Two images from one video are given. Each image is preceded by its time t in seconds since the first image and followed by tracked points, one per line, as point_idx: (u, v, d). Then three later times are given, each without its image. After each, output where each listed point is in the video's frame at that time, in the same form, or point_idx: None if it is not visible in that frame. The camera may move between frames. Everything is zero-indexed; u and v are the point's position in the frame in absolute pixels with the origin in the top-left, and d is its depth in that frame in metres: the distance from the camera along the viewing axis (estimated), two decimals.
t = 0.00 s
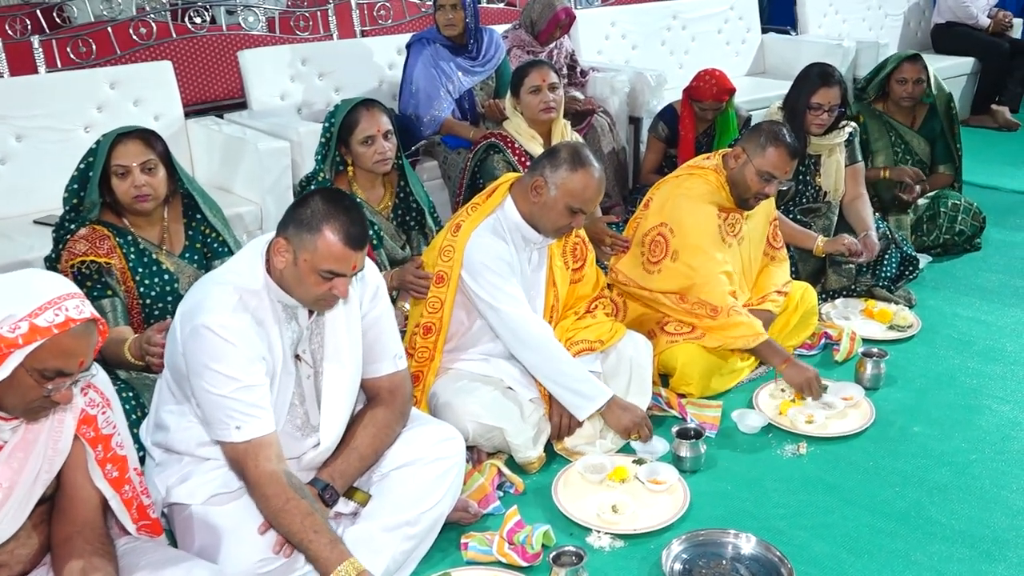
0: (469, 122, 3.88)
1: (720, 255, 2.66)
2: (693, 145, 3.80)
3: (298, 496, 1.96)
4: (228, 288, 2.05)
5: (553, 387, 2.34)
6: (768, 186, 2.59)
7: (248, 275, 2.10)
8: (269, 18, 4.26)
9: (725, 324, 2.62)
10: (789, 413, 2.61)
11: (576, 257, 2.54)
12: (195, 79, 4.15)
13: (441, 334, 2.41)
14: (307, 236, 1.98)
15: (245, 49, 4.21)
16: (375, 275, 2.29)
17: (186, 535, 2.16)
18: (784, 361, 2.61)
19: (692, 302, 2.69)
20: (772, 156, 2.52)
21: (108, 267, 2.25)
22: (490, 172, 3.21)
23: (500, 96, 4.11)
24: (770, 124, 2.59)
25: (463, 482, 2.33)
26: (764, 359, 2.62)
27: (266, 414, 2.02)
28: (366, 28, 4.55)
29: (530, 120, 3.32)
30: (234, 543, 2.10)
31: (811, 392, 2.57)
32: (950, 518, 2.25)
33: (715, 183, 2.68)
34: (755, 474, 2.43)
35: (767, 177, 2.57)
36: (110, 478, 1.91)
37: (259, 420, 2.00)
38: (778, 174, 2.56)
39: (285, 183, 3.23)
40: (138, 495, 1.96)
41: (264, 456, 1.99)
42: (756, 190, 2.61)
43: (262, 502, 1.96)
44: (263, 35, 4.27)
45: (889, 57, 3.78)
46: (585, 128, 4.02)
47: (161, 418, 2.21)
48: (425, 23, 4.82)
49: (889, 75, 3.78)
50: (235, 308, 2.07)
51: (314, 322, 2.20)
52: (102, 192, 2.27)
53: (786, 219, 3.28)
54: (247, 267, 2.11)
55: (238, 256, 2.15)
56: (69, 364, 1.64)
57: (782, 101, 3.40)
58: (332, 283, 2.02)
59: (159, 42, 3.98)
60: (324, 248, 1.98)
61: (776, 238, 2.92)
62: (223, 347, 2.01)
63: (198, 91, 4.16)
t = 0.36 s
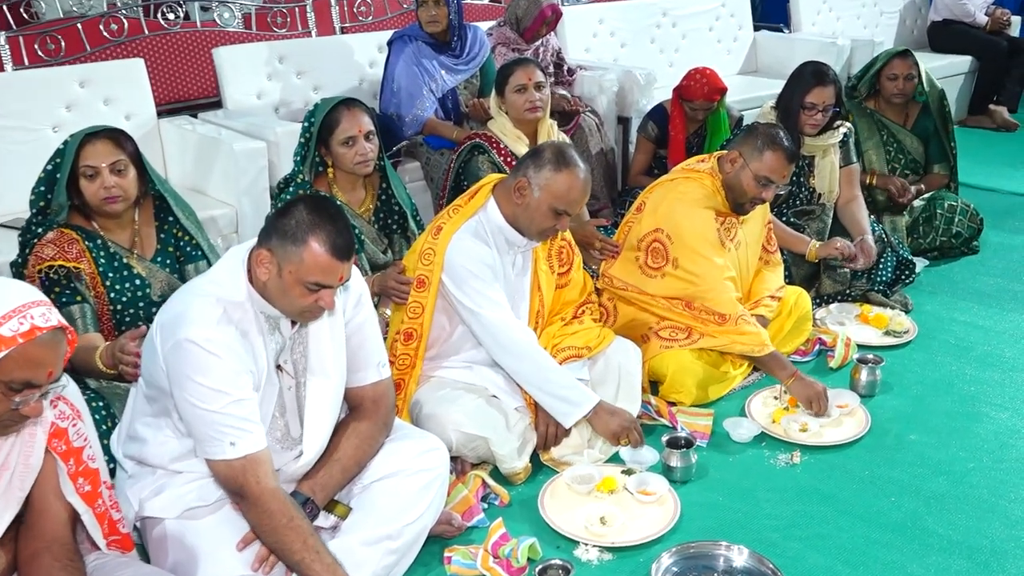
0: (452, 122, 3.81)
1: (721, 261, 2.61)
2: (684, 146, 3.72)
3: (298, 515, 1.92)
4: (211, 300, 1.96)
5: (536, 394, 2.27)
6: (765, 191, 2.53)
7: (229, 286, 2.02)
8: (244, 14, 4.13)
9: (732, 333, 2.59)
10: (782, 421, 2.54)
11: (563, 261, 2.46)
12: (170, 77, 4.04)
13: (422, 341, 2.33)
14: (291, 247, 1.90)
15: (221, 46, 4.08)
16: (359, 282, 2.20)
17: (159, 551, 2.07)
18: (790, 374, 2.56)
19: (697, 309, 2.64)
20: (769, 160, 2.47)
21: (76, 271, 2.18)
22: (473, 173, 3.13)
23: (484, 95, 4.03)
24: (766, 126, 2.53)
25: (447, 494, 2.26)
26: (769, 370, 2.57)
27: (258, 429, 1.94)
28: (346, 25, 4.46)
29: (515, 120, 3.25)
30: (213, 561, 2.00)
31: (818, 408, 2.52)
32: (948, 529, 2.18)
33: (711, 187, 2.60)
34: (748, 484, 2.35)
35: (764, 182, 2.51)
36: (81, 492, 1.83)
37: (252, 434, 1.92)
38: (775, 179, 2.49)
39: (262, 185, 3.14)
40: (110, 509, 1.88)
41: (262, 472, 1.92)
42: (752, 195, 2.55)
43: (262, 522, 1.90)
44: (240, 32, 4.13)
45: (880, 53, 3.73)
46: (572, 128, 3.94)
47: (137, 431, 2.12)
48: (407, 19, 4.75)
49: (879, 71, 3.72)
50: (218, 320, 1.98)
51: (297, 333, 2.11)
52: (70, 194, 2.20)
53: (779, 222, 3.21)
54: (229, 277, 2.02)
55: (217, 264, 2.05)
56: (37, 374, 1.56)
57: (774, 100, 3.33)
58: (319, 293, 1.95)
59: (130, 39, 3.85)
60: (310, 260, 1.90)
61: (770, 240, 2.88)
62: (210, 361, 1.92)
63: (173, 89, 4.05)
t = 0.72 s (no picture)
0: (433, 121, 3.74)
1: (697, 263, 2.53)
2: (672, 146, 3.65)
3: (256, 523, 1.86)
4: (175, 303, 1.90)
5: (521, 402, 2.20)
6: (753, 194, 2.47)
7: (196, 289, 1.95)
8: (218, 10, 4.07)
9: (693, 336, 2.47)
10: (773, 429, 2.48)
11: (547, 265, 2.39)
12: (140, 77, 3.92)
13: (402, 347, 2.27)
14: (261, 248, 1.83)
15: (195, 42, 4.00)
16: (333, 286, 2.14)
17: (127, 565, 2.01)
18: (756, 372, 2.43)
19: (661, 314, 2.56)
20: (757, 162, 2.41)
21: (43, 277, 2.15)
22: (456, 174, 3.05)
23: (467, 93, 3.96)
24: (756, 127, 2.46)
25: (427, 506, 2.18)
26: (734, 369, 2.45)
27: (220, 437, 1.88)
28: (324, 22, 4.34)
29: (498, 119, 3.18)
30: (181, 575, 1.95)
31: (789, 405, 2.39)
32: (942, 539, 2.12)
33: (696, 187, 2.54)
34: (739, 494, 2.28)
35: (752, 185, 2.45)
36: (49, 506, 1.75)
37: (212, 443, 1.86)
38: (764, 182, 2.43)
39: (236, 186, 3.05)
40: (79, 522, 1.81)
41: (220, 482, 1.86)
42: (740, 197, 2.48)
43: (220, 533, 1.85)
44: (214, 28, 4.04)
45: (876, 52, 3.67)
46: (557, 128, 3.88)
47: (102, 440, 2.06)
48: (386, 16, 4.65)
49: (875, 70, 3.67)
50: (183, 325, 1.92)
51: (268, 338, 2.05)
52: (37, 196, 2.17)
53: (767, 226, 3.14)
54: (195, 280, 1.95)
55: (185, 267, 1.99)
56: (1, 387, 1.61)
57: (764, 100, 3.26)
58: (288, 297, 1.88)
59: (99, 35, 3.75)
60: (280, 261, 1.84)
61: (758, 244, 2.80)
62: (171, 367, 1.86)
63: (143, 89, 3.92)
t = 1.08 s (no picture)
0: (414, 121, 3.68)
1: (671, 265, 2.51)
2: (661, 146, 3.59)
3: (242, 536, 1.81)
4: (150, 308, 1.81)
5: (506, 411, 2.14)
6: (737, 194, 2.41)
7: (171, 294, 1.86)
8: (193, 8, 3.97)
9: (654, 338, 2.46)
10: (765, 437, 2.42)
11: (532, 270, 2.33)
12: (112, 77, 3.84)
13: (382, 356, 2.20)
14: (237, 252, 1.74)
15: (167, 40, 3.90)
16: (312, 293, 2.06)
17: None
18: (701, 391, 2.36)
19: (627, 312, 2.54)
20: (740, 162, 2.36)
21: (11, 281, 2.11)
22: (437, 175, 2.97)
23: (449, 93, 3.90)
24: (738, 125, 2.42)
25: (409, 517, 2.12)
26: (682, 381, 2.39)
27: (200, 447, 1.80)
28: (302, 19, 4.25)
29: (481, 119, 3.12)
30: None
31: (719, 432, 2.30)
32: (940, 549, 2.06)
33: (679, 187, 2.50)
34: (730, 504, 2.22)
35: (736, 184, 2.39)
36: (8, 519, 1.69)
37: (192, 453, 1.78)
38: (747, 181, 2.38)
39: (211, 190, 2.98)
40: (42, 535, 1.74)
41: (202, 493, 1.78)
42: (723, 198, 2.44)
43: (200, 544, 1.77)
44: (189, 26, 3.97)
45: (878, 55, 3.59)
46: (542, 128, 3.82)
47: (74, 452, 1.97)
48: (364, 14, 4.59)
49: (877, 74, 3.60)
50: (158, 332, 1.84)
51: (245, 345, 1.97)
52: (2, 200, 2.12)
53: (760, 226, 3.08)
54: (171, 285, 1.87)
55: (160, 271, 1.91)
56: None
57: (753, 99, 3.20)
58: (266, 302, 1.79)
59: (69, 33, 3.66)
60: (257, 265, 1.74)
61: (748, 247, 2.73)
62: (148, 375, 1.78)
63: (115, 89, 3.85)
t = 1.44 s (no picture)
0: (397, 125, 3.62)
1: (665, 273, 2.44)
2: (652, 149, 3.54)
3: (224, 557, 1.73)
4: (126, 322, 1.73)
5: (495, 423, 2.07)
6: (729, 199, 2.36)
7: (148, 306, 1.78)
8: (169, 7, 3.85)
9: (650, 349, 2.39)
10: (759, 450, 2.36)
11: (519, 278, 2.27)
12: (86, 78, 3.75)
13: (365, 367, 2.14)
14: (217, 265, 1.67)
15: (144, 41, 3.82)
16: (294, 304, 1.98)
17: None
18: (705, 398, 2.32)
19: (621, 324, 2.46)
20: (731, 165, 2.30)
21: None
22: (422, 180, 2.91)
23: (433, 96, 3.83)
24: (730, 128, 2.37)
25: (393, 534, 2.05)
26: (686, 391, 2.35)
27: (180, 464, 1.73)
28: (282, 19, 4.17)
29: (468, 123, 3.05)
30: None
31: (728, 437, 2.29)
32: (938, 565, 2.00)
33: (670, 193, 2.44)
34: (723, 519, 2.16)
35: (727, 189, 2.34)
36: None
37: (172, 472, 1.71)
38: (739, 185, 2.32)
39: (188, 196, 2.91)
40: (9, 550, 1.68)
41: (183, 511, 1.72)
42: (716, 203, 2.38)
43: (182, 565, 1.71)
44: (165, 28, 3.89)
45: (879, 69, 3.53)
46: (530, 132, 3.76)
47: (47, 469, 1.90)
48: (341, 15, 4.47)
49: (877, 91, 3.54)
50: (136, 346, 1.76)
51: (226, 359, 1.90)
52: None
53: (755, 233, 3.04)
54: (149, 297, 1.79)
55: (137, 282, 1.83)
56: None
57: (747, 102, 3.15)
58: (246, 316, 1.72)
59: (41, 34, 3.56)
60: (237, 278, 1.68)
61: (742, 254, 2.67)
62: (126, 392, 1.70)
63: (90, 91, 3.76)
